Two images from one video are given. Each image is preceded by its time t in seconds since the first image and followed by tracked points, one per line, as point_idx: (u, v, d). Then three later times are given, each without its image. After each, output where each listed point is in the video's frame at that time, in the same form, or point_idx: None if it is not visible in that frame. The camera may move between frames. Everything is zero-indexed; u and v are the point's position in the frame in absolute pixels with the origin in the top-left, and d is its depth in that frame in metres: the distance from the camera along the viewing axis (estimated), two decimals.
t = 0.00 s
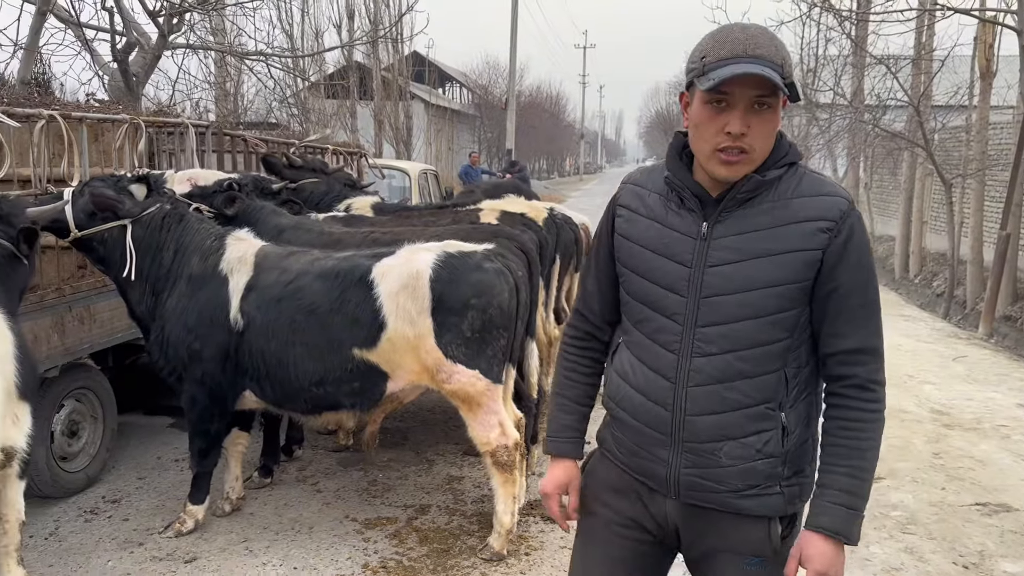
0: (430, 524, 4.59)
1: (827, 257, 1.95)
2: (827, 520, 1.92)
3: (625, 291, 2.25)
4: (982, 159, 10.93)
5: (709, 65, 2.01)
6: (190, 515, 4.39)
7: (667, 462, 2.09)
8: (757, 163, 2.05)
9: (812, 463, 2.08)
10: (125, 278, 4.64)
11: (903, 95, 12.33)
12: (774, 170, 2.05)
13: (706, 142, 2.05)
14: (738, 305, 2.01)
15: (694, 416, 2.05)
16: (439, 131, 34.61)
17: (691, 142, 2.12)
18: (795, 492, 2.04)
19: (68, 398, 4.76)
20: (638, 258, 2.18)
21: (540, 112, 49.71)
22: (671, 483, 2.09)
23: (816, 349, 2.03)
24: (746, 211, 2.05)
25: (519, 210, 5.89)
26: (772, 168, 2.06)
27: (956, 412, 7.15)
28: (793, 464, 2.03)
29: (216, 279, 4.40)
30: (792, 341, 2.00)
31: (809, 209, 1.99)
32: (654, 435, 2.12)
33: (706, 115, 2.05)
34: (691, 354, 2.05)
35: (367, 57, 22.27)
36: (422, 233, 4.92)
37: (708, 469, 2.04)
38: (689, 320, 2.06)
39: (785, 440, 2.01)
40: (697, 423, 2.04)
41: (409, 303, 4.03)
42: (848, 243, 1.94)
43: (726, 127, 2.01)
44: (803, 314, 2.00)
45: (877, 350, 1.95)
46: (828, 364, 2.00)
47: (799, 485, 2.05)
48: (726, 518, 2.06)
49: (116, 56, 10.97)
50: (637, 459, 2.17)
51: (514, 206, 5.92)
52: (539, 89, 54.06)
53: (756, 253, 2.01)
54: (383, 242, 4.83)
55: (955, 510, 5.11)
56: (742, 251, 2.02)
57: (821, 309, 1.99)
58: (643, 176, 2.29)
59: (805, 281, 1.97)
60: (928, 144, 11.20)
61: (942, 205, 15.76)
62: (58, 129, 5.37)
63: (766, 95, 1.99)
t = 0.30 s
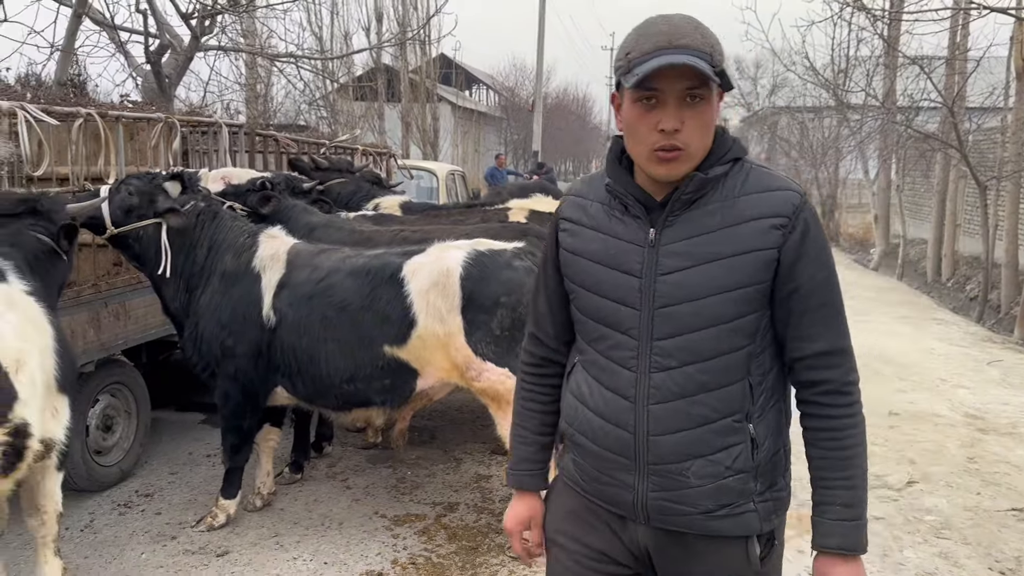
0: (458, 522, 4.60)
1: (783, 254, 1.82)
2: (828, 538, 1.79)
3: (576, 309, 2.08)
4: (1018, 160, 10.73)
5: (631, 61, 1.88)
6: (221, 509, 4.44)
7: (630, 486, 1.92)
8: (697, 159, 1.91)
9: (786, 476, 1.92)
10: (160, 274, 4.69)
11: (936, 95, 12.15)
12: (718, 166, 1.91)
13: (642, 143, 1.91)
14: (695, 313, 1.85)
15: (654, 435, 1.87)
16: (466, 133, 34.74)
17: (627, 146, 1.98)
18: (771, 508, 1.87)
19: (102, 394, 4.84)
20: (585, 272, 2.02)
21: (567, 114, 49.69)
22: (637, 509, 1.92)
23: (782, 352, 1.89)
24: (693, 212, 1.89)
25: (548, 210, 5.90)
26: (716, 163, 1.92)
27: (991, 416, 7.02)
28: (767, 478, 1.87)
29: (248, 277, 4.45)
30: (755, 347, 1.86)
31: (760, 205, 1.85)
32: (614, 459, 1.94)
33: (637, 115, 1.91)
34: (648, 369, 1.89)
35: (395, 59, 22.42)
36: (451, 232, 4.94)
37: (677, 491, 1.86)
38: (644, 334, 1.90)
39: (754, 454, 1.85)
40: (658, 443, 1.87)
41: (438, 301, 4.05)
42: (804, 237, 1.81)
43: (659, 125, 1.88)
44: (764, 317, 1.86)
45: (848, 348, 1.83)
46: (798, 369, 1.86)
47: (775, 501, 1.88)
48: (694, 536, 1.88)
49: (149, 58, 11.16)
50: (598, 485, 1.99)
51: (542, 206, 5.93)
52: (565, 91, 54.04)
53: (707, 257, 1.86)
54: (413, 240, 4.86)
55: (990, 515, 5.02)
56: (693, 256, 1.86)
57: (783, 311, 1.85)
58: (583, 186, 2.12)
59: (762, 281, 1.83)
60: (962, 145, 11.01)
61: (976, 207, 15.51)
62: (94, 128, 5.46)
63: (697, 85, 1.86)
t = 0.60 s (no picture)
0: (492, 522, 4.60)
1: (706, 226, 1.71)
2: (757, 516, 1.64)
3: (504, 315, 1.91)
4: None
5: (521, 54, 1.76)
6: (258, 506, 4.50)
7: (581, 493, 1.77)
8: (603, 147, 1.79)
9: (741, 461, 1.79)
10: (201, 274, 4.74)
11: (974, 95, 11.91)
12: (629, 146, 1.80)
13: (547, 137, 1.78)
14: (629, 300, 1.72)
15: (599, 434, 1.72)
16: (496, 134, 34.79)
17: (531, 142, 1.85)
18: (728, 496, 1.74)
19: (141, 392, 4.92)
20: (507, 274, 1.86)
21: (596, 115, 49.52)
22: (591, 515, 1.77)
23: (716, 329, 1.76)
24: (610, 197, 1.76)
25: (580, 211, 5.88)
26: (626, 144, 1.80)
27: None
28: (721, 466, 1.74)
29: (286, 277, 4.50)
30: (691, 329, 1.72)
31: (676, 178, 1.74)
32: (561, 467, 1.78)
33: (537, 109, 1.79)
34: (586, 363, 1.74)
35: (426, 61, 22.52)
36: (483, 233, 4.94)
37: (631, 491, 1.72)
38: (577, 328, 1.75)
39: (706, 439, 1.72)
40: (606, 443, 1.72)
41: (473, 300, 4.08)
42: (726, 205, 1.70)
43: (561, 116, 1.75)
44: (699, 294, 1.74)
45: (781, 316, 1.70)
46: (733, 346, 1.73)
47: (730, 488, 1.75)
48: (653, 538, 1.75)
49: (185, 61, 11.34)
50: (547, 497, 1.84)
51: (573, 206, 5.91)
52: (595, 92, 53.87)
53: (633, 238, 1.73)
54: (447, 241, 4.87)
55: None
56: (617, 241, 1.73)
57: (714, 286, 1.72)
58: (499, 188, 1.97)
59: (690, 256, 1.71)
60: (1001, 146, 10.78)
61: (1016, 210, 15.18)
62: (135, 129, 5.57)
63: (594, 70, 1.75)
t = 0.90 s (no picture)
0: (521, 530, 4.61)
1: (688, 240, 1.69)
2: (701, 521, 1.59)
3: (472, 329, 1.81)
4: None
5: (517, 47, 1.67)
6: (290, 510, 4.55)
7: (557, 519, 1.70)
8: (587, 155, 1.74)
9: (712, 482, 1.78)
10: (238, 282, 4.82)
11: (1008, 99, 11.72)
12: (611, 156, 1.75)
13: (533, 138, 1.71)
14: (609, 314, 1.66)
15: (577, 455, 1.66)
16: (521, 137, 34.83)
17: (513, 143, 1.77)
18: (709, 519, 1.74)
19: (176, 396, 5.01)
20: (479, 286, 1.76)
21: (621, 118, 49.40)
22: (569, 543, 1.70)
23: (691, 346, 1.73)
24: (591, 207, 1.71)
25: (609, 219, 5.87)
26: (607, 154, 1.76)
27: None
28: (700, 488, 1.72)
29: (321, 285, 4.58)
30: (671, 345, 1.69)
31: (654, 190, 1.72)
32: (541, 491, 1.70)
33: (526, 108, 1.71)
34: (565, 381, 1.67)
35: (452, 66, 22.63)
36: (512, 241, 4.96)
37: (608, 515, 1.67)
38: (556, 343, 1.67)
39: (684, 460, 1.70)
40: (584, 464, 1.66)
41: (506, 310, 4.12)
42: (707, 220, 1.70)
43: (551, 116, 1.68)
44: (678, 310, 1.71)
45: (755, 332, 1.70)
46: (707, 363, 1.71)
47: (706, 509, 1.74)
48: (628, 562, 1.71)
49: (217, 67, 11.51)
50: (522, 525, 1.76)
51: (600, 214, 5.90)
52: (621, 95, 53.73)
53: (614, 251, 1.68)
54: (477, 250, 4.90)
55: None
56: (598, 253, 1.68)
57: (691, 302, 1.70)
58: (468, 194, 1.86)
59: (671, 269, 1.68)
60: None
61: None
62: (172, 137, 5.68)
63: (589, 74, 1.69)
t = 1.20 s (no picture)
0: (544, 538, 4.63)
1: (691, 281, 1.66)
2: None
3: (448, 338, 1.82)
4: None
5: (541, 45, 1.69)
6: (318, 514, 4.61)
7: (510, 554, 1.69)
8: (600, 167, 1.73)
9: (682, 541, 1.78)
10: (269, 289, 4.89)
11: None
12: (623, 179, 1.74)
13: (547, 143, 1.71)
14: (593, 343, 1.64)
15: (538, 489, 1.64)
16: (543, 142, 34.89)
17: (525, 148, 1.78)
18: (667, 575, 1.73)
19: (207, 400, 5.09)
20: (463, 292, 1.76)
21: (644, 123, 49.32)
22: None
23: (680, 397, 1.75)
24: (594, 227, 1.70)
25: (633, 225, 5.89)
26: (619, 176, 1.75)
27: None
28: (666, 543, 1.72)
29: (352, 292, 4.65)
30: (656, 387, 1.68)
31: (665, 223, 1.69)
32: (495, 522, 1.70)
33: (542, 110, 1.72)
34: (535, 409, 1.65)
35: (475, 71, 22.75)
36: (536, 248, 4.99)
37: (563, 560, 1.65)
38: (531, 366, 1.66)
39: (653, 512, 1.69)
40: (543, 499, 1.64)
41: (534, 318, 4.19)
42: (713, 263, 1.67)
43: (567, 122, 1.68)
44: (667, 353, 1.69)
45: (751, 393, 1.72)
46: (700, 415, 1.73)
47: (673, 564, 1.74)
48: None
49: (244, 73, 11.69)
50: (472, 556, 1.75)
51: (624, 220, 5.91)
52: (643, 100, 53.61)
53: (607, 278, 1.66)
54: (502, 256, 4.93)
55: None
56: (591, 278, 1.66)
57: (686, 348, 1.69)
58: (467, 194, 1.87)
59: (666, 308, 1.66)
60: None
61: None
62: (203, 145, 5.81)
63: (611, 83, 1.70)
